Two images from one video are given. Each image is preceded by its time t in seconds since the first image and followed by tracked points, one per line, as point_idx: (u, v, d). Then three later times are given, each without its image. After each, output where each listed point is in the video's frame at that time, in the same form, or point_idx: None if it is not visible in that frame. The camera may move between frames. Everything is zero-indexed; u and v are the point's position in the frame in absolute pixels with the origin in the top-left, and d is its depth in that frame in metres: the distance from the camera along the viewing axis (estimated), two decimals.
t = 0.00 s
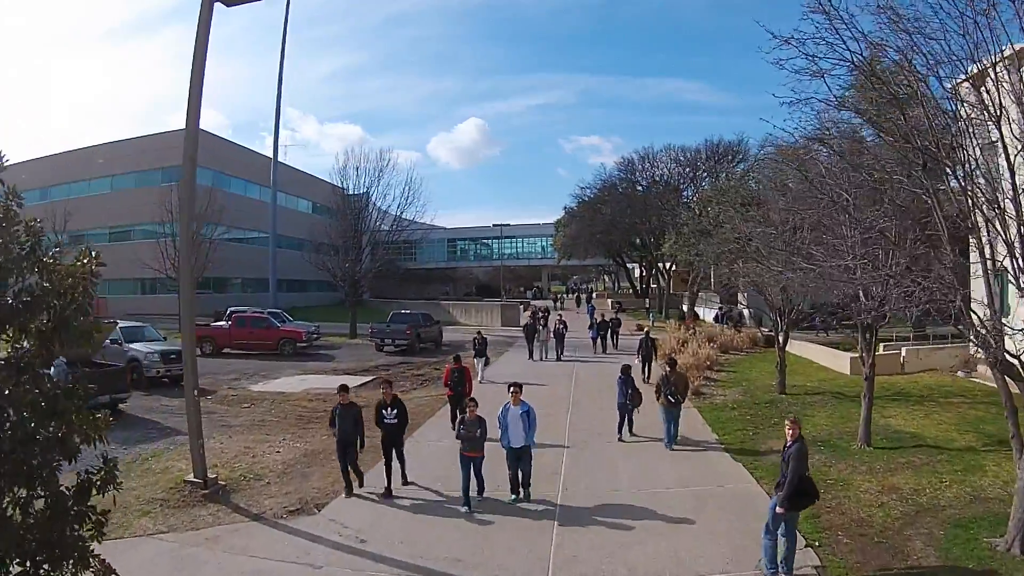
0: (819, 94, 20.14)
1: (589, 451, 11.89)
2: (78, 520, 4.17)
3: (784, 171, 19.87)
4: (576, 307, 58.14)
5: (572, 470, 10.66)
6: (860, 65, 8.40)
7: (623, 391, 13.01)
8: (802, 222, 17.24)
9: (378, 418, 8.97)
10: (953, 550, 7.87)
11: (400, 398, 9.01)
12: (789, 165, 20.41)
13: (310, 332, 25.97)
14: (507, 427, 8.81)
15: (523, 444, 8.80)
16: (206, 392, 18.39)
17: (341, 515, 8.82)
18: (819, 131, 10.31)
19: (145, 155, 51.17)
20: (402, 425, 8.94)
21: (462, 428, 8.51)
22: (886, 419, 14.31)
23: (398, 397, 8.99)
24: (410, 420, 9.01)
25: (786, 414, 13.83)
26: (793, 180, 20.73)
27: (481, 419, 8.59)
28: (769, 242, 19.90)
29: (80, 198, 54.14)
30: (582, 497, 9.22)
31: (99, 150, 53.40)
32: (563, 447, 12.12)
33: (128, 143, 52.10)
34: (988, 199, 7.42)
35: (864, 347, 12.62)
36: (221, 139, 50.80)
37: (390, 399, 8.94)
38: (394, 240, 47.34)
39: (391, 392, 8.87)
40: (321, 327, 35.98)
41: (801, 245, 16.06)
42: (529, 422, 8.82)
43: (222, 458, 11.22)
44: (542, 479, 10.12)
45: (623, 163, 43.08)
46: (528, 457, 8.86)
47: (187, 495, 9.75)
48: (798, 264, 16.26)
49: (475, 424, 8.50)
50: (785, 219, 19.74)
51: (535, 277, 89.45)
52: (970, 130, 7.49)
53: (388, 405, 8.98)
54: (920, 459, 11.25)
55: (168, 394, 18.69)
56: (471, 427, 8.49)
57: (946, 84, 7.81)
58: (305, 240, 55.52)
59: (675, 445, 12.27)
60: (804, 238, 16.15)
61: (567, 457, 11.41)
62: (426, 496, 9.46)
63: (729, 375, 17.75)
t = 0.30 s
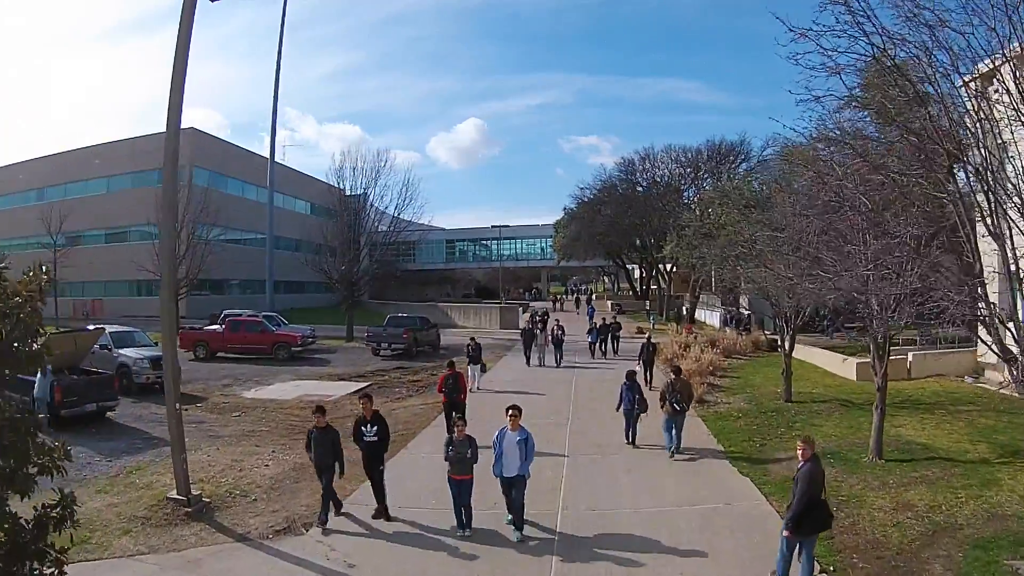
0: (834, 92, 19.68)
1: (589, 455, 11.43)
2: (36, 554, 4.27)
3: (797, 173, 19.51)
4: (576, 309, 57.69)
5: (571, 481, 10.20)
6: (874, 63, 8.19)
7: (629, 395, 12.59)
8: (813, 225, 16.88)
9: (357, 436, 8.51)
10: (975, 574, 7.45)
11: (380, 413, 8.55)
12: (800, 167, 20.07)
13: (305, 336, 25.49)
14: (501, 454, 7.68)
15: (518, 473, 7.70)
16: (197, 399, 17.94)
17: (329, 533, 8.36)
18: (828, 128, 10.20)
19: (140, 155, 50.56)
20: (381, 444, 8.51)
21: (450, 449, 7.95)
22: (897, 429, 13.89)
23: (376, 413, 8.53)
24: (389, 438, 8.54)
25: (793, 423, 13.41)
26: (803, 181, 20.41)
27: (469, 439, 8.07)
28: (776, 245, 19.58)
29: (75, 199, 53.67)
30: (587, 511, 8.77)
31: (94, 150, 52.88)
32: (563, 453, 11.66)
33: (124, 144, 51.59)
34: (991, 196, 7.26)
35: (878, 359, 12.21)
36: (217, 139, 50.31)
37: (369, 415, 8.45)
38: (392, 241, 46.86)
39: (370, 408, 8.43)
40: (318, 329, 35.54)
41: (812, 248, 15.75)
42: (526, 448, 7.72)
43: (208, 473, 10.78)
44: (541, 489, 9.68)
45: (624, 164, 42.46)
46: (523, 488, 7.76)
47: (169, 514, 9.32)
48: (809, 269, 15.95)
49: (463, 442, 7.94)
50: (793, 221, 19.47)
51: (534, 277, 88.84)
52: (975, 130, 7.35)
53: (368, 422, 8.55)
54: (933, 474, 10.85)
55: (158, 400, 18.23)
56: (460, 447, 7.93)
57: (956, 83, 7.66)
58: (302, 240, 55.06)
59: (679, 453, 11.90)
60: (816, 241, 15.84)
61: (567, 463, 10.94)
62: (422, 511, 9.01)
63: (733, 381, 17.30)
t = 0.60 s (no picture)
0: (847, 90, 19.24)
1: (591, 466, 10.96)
2: None
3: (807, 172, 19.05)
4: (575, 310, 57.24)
5: (574, 491, 9.76)
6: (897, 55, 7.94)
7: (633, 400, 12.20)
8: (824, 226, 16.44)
9: (334, 464, 7.75)
10: None
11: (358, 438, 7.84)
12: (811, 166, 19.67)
13: (300, 338, 25.01)
14: (498, 473, 7.16)
15: (516, 496, 7.13)
16: (188, 405, 17.47)
17: (315, 550, 7.87)
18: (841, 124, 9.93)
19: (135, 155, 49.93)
20: (360, 473, 7.71)
21: (439, 478, 6.90)
22: (908, 437, 13.46)
23: (355, 437, 7.81)
24: (368, 465, 7.79)
25: (802, 431, 12.96)
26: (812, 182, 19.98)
27: (461, 465, 7.01)
28: (784, 245, 19.17)
29: (71, 200, 53.16)
30: (587, 528, 8.32)
31: (90, 150, 52.37)
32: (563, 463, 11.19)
33: (120, 144, 51.09)
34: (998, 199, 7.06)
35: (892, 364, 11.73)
36: (213, 139, 49.81)
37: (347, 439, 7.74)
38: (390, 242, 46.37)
39: (349, 431, 7.72)
40: (315, 331, 35.09)
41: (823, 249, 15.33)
42: (525, 470, 7.18)
43: (193, 486, 10.31)
44: (542, 503, 9.21)
45: (624, 163, 41.67)
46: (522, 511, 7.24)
47: (149, 530, 8.88)
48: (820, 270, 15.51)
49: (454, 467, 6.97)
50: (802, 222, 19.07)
51: (534, 278, 88.33)
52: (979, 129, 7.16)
53: (345, 446, 7.79)
54: (949, 486, 10.44)
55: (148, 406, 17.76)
56: (450, 475, 6.88)
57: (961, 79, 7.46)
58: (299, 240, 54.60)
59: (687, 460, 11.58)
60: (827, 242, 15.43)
61: (568, 475, 10.45)
62: (414, 527, 8.54)
63: (737, 386, 16.83)
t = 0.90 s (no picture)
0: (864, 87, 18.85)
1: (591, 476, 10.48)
2: None
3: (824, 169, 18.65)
4: (575, 310, 56.74)
5: (575, 504, 9.26)
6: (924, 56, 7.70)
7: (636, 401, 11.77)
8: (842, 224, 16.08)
9: (304, 484, 6.97)
10: None
11: (329, 455, 6.97)
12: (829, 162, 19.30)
13: (295, 340, 24.52)
14: (486, 506, 6.06)
15: (510, 530, 6.03)
16: (177, 410, 17.00)
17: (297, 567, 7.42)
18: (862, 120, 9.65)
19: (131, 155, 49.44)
20: (332, 493, 6.88)
21: (422, 506, 6.08)
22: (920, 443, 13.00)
23: (324, 454, 6.93)
24: (342, 484, 6.94)
25: (810, 438, 12.48)
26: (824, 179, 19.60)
27: (449, 490, 6.13)
28: (795, 243, 18.77)
29: (67, 200, 52.68)
30: (588, 546, 7.83)
31: (86, 150, 51.89)
32: (562, 472, 10.72)
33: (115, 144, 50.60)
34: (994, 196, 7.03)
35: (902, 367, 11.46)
36: (209, 139, 49.32)
37: (315, 456, 6.90)
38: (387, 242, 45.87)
39: (317, 447, 6.89)
40: (311, 332, 34.62)
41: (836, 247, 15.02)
42: (517, 503, 6.02)
43: (175, 500, 9.85)
44: (539, 518, 8.75)
45: (624, 163, 40.88)
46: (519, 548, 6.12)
47: (126, 546, 8.42)
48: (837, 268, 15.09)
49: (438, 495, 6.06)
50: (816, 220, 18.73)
51: (534, 278, 87.75)
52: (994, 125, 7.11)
53: (314, 466, 6.93)
54: (966, 497, 10.00)
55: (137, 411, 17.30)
56: (435, 503, 6.03)
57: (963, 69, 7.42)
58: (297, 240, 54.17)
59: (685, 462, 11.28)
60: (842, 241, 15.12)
61: (567, 487, 9.94)
62: (404, 541, 8.06)
63: (742, 390, 16.37)
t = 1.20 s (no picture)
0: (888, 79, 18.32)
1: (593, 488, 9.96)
2: None
3: (841, 164, 18.21)
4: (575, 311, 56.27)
5: (577, 519, 8.78)
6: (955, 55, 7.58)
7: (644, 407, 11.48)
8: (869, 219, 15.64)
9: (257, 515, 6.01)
10: None
11: (284, 484, 6.00)
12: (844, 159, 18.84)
13: (289, 343, 23.97)
14: (469, 540, 5.36)
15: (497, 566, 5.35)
16: (165, 417, 16.45)
17: None
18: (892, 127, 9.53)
19: (127, 155, 48.94)
20: (290, 528, 5.90)
21: (399, 545, 5.23)
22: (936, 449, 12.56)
23: (278, 484, 5.95)
24: (301, 517, 5.93)
25: (822, 447, 12.01)
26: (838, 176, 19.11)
27: (429, 527, 5.30)
28: (808, 239, 18.29)
29: (62, 200, 52.17)
30: (592, 566, 7.36)
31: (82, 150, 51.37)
32: (563, 483, 10.19)
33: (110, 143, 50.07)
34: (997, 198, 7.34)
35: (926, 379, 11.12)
36: (206, 138, 48.84)
37: (268, 486, 5.92)
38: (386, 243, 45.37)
39: (268, 478, 5.88)
40: (306, 334, 34.09)
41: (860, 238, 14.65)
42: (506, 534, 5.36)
43: (155, 514, 9.37)
44: (538, 536, 8.22)
45: (625, 162, 40.27)
46: None
47: (100, 564, 7.94)
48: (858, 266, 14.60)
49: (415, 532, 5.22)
50: (828, 219, 18.24)
51: (533, 278, 87.16)
52: None
53: (266, 497, 5.91)
54: (988, 510, 9.54)
55: (124, 417, 16.75)
56: (413, 543, 5.20)
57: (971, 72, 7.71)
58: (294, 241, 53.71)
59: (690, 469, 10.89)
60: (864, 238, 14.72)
61: (568, 501, 9.40)
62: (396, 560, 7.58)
63: (748, 394, 15.90)
